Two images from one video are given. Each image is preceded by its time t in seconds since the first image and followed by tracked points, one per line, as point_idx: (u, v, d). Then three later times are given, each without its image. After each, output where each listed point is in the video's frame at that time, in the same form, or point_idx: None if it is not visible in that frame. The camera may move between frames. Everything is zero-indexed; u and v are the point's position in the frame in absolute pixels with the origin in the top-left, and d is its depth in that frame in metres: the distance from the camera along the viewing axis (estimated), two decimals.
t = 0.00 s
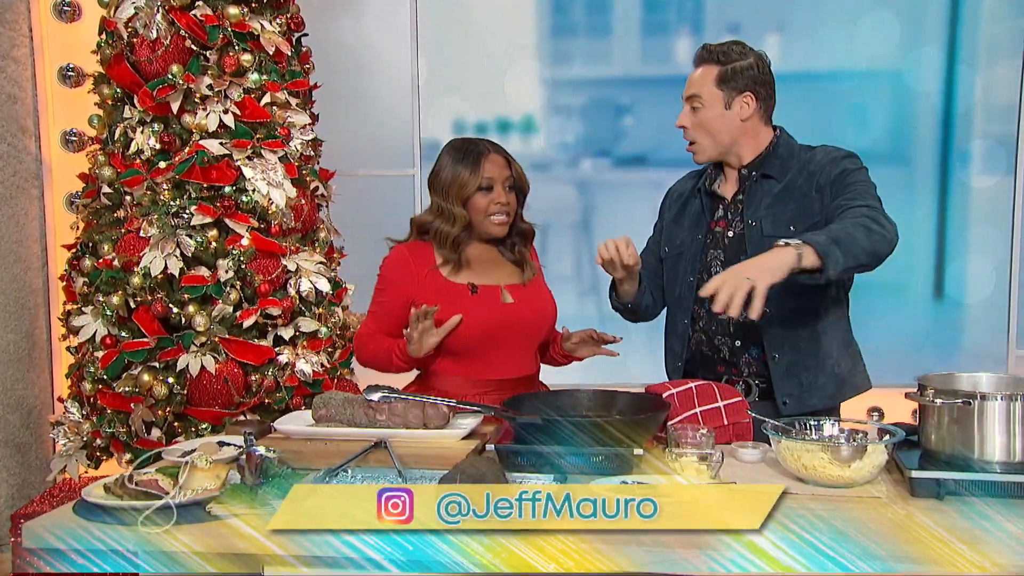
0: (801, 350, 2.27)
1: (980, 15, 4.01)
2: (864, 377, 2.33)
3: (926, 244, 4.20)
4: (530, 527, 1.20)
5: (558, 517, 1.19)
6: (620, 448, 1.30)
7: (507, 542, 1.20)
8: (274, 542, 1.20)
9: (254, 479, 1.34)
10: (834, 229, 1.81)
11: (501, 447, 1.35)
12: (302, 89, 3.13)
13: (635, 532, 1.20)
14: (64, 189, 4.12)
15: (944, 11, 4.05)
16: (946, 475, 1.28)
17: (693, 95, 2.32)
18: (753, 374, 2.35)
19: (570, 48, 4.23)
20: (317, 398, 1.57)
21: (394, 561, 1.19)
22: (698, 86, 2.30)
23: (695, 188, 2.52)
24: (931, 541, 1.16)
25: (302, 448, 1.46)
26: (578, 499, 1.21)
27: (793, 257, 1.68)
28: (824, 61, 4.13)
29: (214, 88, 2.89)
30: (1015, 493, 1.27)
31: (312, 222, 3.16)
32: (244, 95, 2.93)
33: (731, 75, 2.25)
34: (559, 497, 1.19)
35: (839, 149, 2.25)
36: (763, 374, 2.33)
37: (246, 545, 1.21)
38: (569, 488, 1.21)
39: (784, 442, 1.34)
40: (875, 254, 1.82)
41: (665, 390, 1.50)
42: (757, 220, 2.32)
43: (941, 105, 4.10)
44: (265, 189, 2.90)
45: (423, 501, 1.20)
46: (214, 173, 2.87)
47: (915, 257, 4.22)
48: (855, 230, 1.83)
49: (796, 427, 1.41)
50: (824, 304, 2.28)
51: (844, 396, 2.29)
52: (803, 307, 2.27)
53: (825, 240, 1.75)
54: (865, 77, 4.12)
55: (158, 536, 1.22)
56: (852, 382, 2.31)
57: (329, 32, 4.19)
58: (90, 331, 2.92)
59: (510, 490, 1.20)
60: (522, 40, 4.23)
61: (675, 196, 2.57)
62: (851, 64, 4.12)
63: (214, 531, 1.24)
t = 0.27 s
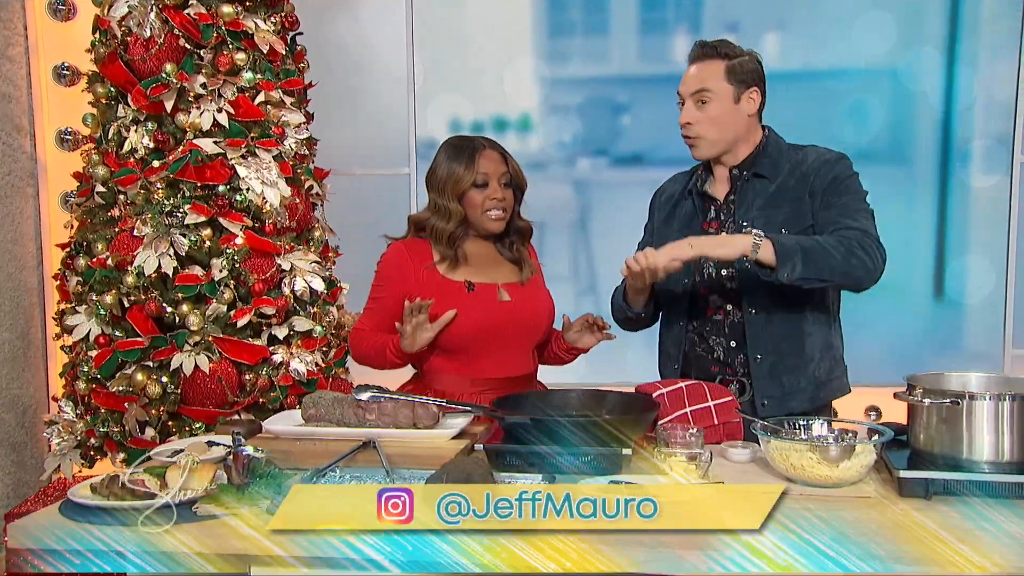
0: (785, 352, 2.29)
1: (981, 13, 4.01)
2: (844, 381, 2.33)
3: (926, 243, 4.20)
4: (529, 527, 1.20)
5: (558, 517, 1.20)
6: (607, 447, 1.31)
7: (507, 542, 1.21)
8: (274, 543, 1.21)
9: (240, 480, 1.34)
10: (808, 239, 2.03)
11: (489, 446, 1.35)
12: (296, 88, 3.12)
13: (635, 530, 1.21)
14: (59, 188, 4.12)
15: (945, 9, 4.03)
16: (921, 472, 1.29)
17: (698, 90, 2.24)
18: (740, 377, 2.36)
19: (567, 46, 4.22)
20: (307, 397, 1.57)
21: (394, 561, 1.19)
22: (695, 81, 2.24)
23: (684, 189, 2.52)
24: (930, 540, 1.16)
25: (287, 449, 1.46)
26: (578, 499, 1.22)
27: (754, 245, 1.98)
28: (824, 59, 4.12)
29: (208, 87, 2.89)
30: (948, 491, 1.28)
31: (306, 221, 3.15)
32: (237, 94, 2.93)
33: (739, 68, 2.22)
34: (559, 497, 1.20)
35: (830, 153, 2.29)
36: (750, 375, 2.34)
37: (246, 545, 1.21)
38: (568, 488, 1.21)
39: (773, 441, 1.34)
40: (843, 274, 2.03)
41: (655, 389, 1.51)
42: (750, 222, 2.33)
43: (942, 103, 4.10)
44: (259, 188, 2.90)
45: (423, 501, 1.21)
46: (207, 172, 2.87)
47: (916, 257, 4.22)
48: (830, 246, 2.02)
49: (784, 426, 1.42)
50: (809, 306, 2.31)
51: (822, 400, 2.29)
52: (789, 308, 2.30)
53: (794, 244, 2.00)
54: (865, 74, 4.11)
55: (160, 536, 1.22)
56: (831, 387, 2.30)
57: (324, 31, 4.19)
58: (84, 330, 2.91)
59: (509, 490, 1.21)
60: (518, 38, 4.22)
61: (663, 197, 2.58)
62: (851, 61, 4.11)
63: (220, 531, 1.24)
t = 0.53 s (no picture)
0: (770, 367, 2.29)
1: (981, 12, 4.03)
2: (826, 397, 2.36)
3: (925, 243, 4.20)
4: (530, 527, 1.20)
5: (558, 517, 1.20)
6: (593, 448, 1.30)
7: (507, 542, 1.21)
8: (273, 544, 1.20)
9: (225, 480, 1.34)
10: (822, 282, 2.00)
11: (476, 448, 1.34)
12: (290, 88, 3.12)
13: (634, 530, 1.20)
14: (53, 187, 4.10)
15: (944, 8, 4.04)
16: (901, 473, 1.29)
17: (674, 99, 2.27)
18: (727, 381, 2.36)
19: (564, 45, 4.22)
20: (296, 398, 1.58)
21: (392, 561, 1.18)
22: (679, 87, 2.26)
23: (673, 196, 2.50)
24: (933, 542, 1.15)
25: (275, 448, 1.48)
26: (578, 500, 1.21)
27: (786, 276, 1.90)
28: (823, 58, 4.12)
29: (202, 87, 2.88)
30: (942, 491, 1.28)
31: (300, 220, 3.15)
32: (231, 94, 2.92)
33: (716, 78, 2.22)
34: (559, 497, 1.19)
35: (824, 167, 2.27)
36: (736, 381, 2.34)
37: (244, 547, 1.20)
38: (568, 488, 1.21)
39: (761, 442, 1.33)
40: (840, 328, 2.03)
41: (644, 390, 1.52)
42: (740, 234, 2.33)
43: (942, 104, 4.10)
44: (252, 188, 2.90)
45: (423, 501, 1.21)
46: (200, 172, 2.86)
47: (914, 256, 4.22)
48: (837, 296, 2.01)
49: (771, 428, 1.41)
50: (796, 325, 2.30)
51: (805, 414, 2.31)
52: (775, 325, 2.29)
53: (813, 287, 1.96)
54: (865, 73, 4.11)
55: (161, 536, 1.21)
56: (813, 402, 2.33)
57: (319, 31, 4.20)
58: (77, 330, 2.91)
59: (510, 490, 1.21)
60: (514, 38, 4.22)
61: (651, 204, 2.56)
62: (850, 61, 4.11)
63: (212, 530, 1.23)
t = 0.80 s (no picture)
0: (753, 379, 2.30)
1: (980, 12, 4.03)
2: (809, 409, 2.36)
3: (926, 243, 4.18)
4: (530, 526, 1.21)
5: (558, 517, 1.21)
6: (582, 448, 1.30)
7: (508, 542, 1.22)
8: (273, 544, 1.20)
9: (213, 481, 1.34)
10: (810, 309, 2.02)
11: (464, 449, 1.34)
12: (284, 87, 3.10)
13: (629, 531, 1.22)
14: (49, 187, 4.10)
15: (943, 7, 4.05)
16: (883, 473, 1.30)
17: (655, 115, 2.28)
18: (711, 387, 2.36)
19: (561, 44, 4.21)
20: (285, 399, 1.58)
21: (393, 560, 1.20)
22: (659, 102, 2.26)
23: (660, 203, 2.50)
24: (933, 541, 1.17)
25: (261, 449, 1.48)
26: (578, 500, 1.23)
27: (772, 314, 1.90)
28: (823, 57, 4.12)
29: (196, 86, 2.89)
30: (943, 492, 1.29)
31: (295, 220, 3.14)
32: (225, 93, 2.92)
33: (693, 93, 2.22)
34: (559, 497, 1.21)
35: (811, 180, 2.27)
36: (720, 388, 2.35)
37: (243, 549, 1.20)
38: (568, 488, 1.23)
39: (749, 442, 1.33)
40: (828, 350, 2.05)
41: (633, 391, 1.53)
42: (726, 247, 2.33)
43: (942, 104, 4.11)
44: (247, 188, 2.90)
45: (423, 501, 1.22)
46: (194, 172, 2.87)
47: (915, 257, 4.20)
48: (824, 322, 2.02)
49: (760, 430, 1.40)
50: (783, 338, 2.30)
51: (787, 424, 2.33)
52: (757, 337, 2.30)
53: (799, 321, 1.96)
54: (865, 72, 4.11)
55: (161, 536, 1.22)
56: (795, 411, 2.33)
57: (315, 30, 4.19)
58: (71, 330, 2.91)
59: (510, 490, 1.21)
60: (511, 37, 4.22)
61: (638, 211, 2.56)
62: (848, 60, 4.10)
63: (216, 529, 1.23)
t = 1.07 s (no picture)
0: (747, 377, 2.31)
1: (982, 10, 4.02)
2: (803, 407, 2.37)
3: (926, 243, 4.18)
4: (531, 526, 1.21)
5: (558, 517, 1.21)
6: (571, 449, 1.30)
7: (509, 542, 1.22)
8: (272, 544, 1.20)
9: (202, 480, 1.34)
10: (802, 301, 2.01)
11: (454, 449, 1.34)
12: (281, 87, 3.11)
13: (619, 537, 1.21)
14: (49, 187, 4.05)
15: (944, 6, 4.04)
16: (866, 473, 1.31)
17: (656, 121, 2.22)
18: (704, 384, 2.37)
19: (560, 43, 4.21)
20: (276, 398, 1.59)
21: (393, 560, 1.19)
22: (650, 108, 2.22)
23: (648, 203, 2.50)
24: (932, 541, 1.17)
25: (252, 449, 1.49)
26: (578, 500, 1.23)
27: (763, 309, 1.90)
28: (824, 57, 4.11)
29: (192, 86, 2.89)
30: (948, 494, 1.29)
31: (292, 220, 3.14)
32: (221, 92, 2.93)
33: (694, 92, 2.20)
34: (559, 497, 1.21)
35: (795, 174, 2.31)
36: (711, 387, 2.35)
37: (240, 546, 1.21)
38: (568, 489, 1.23)
39: (737, 442, 1.33)
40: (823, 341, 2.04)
41: (623, 390, 1.53)
42: (716, 245, 2.33)
43: (943, 103, 4.10)
44: (243, 187, 2.90)
45: (423, 501, 1.21)
46: (191, 171, 2.87)
47: (914, 258, 4.20)
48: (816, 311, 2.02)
49: (749, 430, 1.41)
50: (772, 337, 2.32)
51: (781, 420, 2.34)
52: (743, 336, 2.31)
53: (791, 313, 1.95)
54: (866, 72, 4.10)
55: (161, 535, 1.23)
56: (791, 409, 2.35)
57: (314, 30, 4.19)
58: (68, 329, 2.91)
59: (510, 490, 1.21)
60: (509, 36, 4.22)
61: (626, 210, 2.56)
62: (848, 58, 4.10)
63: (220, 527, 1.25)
